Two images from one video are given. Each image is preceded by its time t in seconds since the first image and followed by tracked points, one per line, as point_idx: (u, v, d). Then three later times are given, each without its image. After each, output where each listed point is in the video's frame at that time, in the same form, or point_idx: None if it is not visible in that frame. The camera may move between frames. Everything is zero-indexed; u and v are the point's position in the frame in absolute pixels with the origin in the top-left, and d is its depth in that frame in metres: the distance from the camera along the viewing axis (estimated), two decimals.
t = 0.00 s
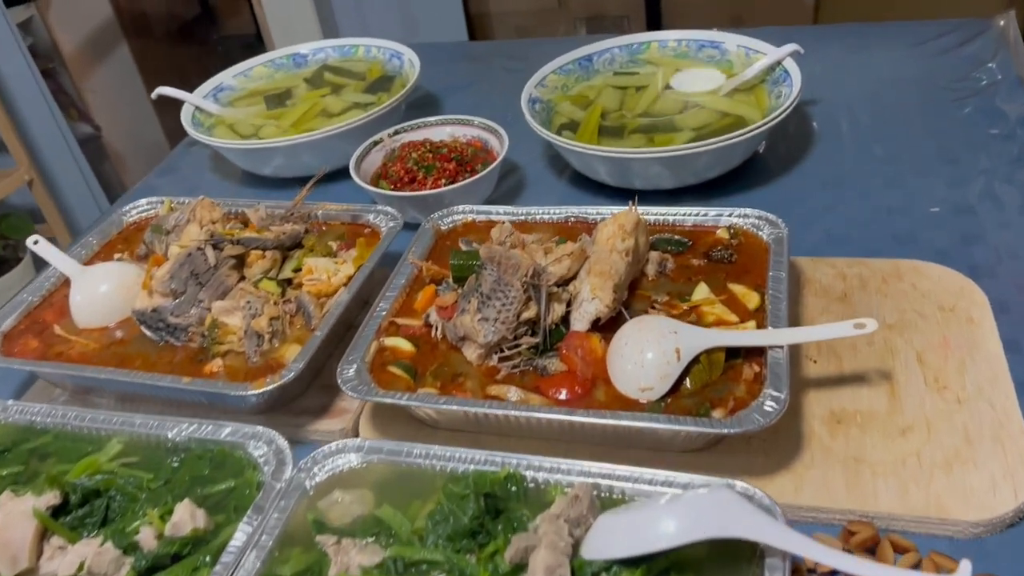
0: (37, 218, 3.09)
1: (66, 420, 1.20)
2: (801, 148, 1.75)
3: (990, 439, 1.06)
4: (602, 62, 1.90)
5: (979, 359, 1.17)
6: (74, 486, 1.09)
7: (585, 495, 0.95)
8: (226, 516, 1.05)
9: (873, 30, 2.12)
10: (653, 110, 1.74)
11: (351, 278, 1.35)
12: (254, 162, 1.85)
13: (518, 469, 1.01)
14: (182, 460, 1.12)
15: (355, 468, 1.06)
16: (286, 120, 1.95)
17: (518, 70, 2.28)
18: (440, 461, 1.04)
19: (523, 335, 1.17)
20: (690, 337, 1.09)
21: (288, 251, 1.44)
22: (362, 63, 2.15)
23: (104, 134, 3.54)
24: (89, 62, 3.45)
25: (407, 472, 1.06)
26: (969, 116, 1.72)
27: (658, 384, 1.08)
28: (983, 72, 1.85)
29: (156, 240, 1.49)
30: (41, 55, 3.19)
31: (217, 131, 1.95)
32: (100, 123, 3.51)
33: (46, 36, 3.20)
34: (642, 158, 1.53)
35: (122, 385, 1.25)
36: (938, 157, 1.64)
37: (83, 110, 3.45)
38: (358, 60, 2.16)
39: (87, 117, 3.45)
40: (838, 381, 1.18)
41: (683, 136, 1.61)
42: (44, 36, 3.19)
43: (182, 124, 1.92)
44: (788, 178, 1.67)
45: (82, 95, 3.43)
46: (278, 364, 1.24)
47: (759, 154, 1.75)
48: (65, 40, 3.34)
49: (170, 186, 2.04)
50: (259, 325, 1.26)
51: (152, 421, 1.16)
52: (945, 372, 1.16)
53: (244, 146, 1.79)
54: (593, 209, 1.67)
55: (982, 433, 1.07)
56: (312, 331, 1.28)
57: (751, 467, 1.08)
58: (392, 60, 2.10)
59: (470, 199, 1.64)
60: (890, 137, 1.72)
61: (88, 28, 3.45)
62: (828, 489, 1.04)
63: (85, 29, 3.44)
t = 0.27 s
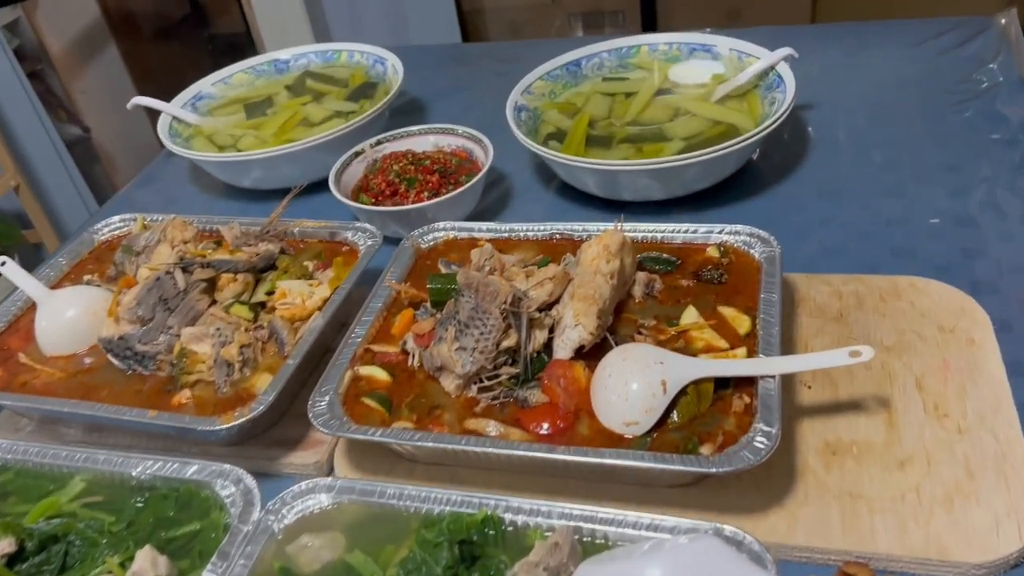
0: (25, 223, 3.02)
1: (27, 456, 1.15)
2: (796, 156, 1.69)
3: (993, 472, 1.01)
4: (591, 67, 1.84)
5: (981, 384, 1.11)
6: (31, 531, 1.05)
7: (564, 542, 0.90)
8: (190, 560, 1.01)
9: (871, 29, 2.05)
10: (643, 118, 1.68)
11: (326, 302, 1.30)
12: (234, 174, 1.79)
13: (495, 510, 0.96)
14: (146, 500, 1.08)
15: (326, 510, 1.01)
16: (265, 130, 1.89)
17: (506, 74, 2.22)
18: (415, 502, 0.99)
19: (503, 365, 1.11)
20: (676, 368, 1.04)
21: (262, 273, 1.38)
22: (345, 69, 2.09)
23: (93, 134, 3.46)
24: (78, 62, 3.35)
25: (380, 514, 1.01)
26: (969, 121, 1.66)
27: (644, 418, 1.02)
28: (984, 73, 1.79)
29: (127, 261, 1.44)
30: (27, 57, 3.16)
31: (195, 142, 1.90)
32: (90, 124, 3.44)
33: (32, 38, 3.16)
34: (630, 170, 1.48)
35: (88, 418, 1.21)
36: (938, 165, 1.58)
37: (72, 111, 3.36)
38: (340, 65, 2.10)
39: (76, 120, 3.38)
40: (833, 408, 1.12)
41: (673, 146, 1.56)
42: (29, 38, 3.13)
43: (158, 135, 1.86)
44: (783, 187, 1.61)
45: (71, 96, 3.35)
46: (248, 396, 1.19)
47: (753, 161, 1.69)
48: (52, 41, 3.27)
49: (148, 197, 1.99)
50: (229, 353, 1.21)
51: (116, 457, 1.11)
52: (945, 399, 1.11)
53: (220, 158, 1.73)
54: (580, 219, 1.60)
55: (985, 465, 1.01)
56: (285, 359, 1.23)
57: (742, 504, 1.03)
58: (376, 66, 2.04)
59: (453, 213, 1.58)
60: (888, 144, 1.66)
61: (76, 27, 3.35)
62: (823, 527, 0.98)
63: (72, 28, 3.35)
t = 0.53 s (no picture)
0: (19, 225, 2.98)
1: (5, 481, 1.13)
2: (794, 159, 1.65)
3: (997, 494, 0.97)
4: (585, 68, 1.80)
5: (983, 400, 1.08)
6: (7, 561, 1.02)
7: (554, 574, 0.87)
8: None
9: (871, 26, 2.01)
10: (637, 121, 1.64)
11: (313, 317, 1.27)
12: (222, 181, 1.76)
13: (483, 538, 0.94)
14: (126, 526, 1.06)
15: (310, 537, 0.99)
16: (254, 136, 1.86)
17: (500, 75, 2.18)
18: (400, 528, 0.97)
19: (492, 384, 1.08)
20: (669, 388, 1.01)
21: (247, 288, 1.36)
22: (335, 71, 2.05)
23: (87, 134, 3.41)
24: (72, 63, 3.31)
25: (365, 540, 0.98)
26: (971, 122, 1.63)
27: (636, 440, 0.99)
28: (986, 72, 1.75)
29: (110, 275, 1.41)
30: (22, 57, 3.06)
31: (182, 149, 1.86)
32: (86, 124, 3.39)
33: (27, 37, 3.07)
34: (624, 177, 1.44)
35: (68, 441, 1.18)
36: (940, 169, 1.54)
37: (67, 112, 3.30)
38: (331, 68, 2.07)
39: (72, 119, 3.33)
40: (831, 426, 1.09)
41: (668, 151, 1.52)
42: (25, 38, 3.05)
43: (145, 142, 1.83)
44: (782, 192, 1.58)
45: (66, 96, 3.30)
46: (232, 416, 1.16)
47: (750, 165, 1.66)
48: (48, 42, 3.20)
49: (136, 205, 1.95)
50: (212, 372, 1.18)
51: (97, 481, 1.09)
52: (947, 416, 1.07)
53: (208, 166, 1.70)
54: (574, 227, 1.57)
55: (988, 487, 0.98)
56: (270, 377, 1.20)
57: (739, 527, 0.99)
58: (367, 68, 2.00)
59: (444, 221, 1.55)
60: (888, 146, 1.62)
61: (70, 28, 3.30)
62: (821, 553, 0.95)
63: (68, 27, 3.29)
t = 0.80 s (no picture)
0: (19, 230, 2.97)
1: None
2: (793, 168, 1.64)
3: (998, 517, 0.96)
4: (582, 76, 1.78)
5: (984, 419, 1.06)
6: None
7: None
8: None
9: (871, 30, 1.99)
10: (635, 130, 1.63)
11: (306, 335, 1.26)
12: (216, 193, 1.75)
13: (476, 564, 0.93)
14: (117, 551, 1.05)
15: (302, 563, 0.98)
16: (249, 147, 1.85)
17: (498, 81, 2.17)
18: (392, 553, 0.96)
19: (486, 406, 1.07)
20: (664, 411, 0.99)
21: (240, 305, 1.35)
22: (332, 79, 2.04)
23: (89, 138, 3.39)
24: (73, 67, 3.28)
25: (357, 567, 0.97)
26: (972, 129, 1.61)
27: (631, 464, 0.98)
28: (987, 77, 1.73)
29: (103, 291, 1.40)
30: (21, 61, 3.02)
31: (177, 159, 1.85)
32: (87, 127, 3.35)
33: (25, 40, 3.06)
34: (620, 189, 1.43)
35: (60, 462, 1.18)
36: (940, 178, 1.52)
37: (67, 115, 3.26)
38: (327, 76, 2.06)
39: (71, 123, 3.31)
40: (830, 445, 1.08)
41: (665, 162, 1.50)
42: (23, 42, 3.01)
43: (139, 153, 1.81)
44: (781, 201, 1.56)
45: (66, 99, 3.25)
46: (225, 437, 1.15)
47: (749, 174, 1.64)
48: (47, 46, 3.16)
49: (132, 216, 1.94)
50: (204, 393, 1.17)
51: (88, 505, 1.09)
52: (947, 435, 1.06)
53: (202, 178, 1.69)
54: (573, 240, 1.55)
55: (989, 509, 0.97)
56: (263, 397, 1.19)
57: (736, 550, 0.98)
58: (363, 76, 1.99)
59: (440, 233, 1.54)
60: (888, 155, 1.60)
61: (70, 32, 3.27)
62: None
63: (67, 31, 3.25)
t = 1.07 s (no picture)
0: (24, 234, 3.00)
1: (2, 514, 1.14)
2: (791, 175, 1.65)
3: (989, 525, 0.97)
4: (580, 83, 1.79)
5: (976, 427, 1.07)
6: None
7: None
8: None
9: (870, 35, 2.00)
10: (633, 138, 1.64)
11: (306, 345, 1.27)
12: (219, 202, 1.77)
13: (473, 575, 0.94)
14: (121, 561, 1.07)
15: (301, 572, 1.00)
16: (251, 155, 1.86)
17: (498, 87, 2.18)
18: (390, 563, 0.97)
19: (483, 416, 1.09)
20: (658, 422, 1.00)
21: (241, 316, 1.36)
22: (333, 87, 2.05)
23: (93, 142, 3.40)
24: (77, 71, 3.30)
25: None
26: (968, 135, 1.62)
27: (625, 474, 0.99)
28: (985, 82, 1.74)
29: (106, 301, 1.42)
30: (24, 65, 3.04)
31: (180, 168, 1.87)
32: (89, 130, 3.37)
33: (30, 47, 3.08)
34: (618, 198, 1.44)
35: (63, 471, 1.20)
36: (936, 184, 1.53)
37: (71, 119, 3.28)
38: (328, 83, 2.07)
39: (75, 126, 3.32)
40: (823, 454, 1.09)
41: (663, 170, 1.52)
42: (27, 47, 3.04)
43: (142, 162, 1.83)
44: (777, 208, 1.57)
45: (69, 102, 3.27)
46: (226, 447, 1.17)
47: (747, 181, 1.65)
48: (50, 50, 3.19)
49: (136, 224, 1.96)
50: (205, 403, 1.19)
51: (91, 514, 1.11)
52: (939, 443, 1.07)
53: (204, 187, 1.70)
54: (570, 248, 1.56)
55: (980, 518, 0.98)
56: (264, 407, 1.20)
57: (730, 559, 0.99)
58: (363, 84, 2.00)
59: (439, 242, 1.55)
60: (885, 161, 1.61)
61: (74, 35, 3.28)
62: None
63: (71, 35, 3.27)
